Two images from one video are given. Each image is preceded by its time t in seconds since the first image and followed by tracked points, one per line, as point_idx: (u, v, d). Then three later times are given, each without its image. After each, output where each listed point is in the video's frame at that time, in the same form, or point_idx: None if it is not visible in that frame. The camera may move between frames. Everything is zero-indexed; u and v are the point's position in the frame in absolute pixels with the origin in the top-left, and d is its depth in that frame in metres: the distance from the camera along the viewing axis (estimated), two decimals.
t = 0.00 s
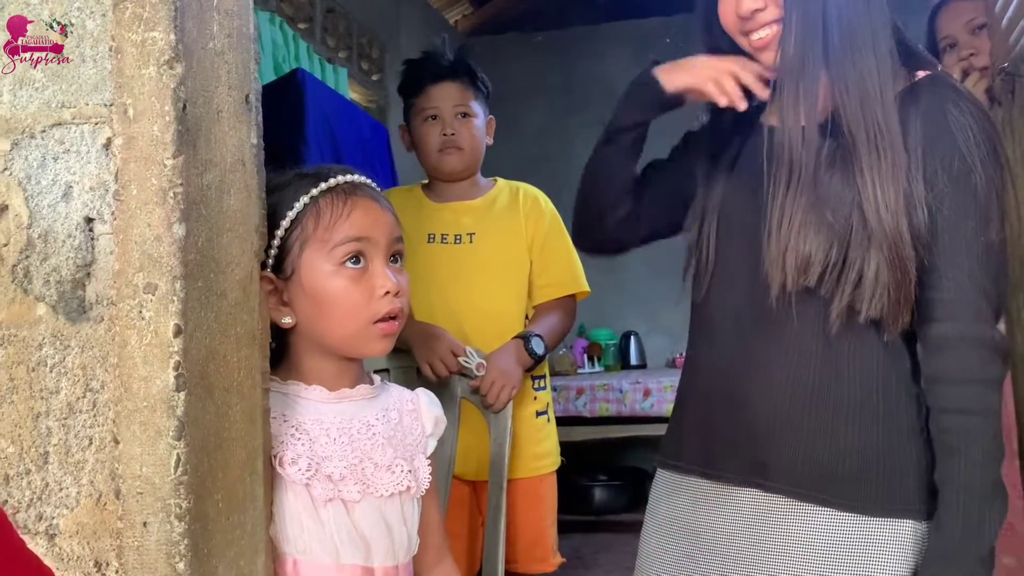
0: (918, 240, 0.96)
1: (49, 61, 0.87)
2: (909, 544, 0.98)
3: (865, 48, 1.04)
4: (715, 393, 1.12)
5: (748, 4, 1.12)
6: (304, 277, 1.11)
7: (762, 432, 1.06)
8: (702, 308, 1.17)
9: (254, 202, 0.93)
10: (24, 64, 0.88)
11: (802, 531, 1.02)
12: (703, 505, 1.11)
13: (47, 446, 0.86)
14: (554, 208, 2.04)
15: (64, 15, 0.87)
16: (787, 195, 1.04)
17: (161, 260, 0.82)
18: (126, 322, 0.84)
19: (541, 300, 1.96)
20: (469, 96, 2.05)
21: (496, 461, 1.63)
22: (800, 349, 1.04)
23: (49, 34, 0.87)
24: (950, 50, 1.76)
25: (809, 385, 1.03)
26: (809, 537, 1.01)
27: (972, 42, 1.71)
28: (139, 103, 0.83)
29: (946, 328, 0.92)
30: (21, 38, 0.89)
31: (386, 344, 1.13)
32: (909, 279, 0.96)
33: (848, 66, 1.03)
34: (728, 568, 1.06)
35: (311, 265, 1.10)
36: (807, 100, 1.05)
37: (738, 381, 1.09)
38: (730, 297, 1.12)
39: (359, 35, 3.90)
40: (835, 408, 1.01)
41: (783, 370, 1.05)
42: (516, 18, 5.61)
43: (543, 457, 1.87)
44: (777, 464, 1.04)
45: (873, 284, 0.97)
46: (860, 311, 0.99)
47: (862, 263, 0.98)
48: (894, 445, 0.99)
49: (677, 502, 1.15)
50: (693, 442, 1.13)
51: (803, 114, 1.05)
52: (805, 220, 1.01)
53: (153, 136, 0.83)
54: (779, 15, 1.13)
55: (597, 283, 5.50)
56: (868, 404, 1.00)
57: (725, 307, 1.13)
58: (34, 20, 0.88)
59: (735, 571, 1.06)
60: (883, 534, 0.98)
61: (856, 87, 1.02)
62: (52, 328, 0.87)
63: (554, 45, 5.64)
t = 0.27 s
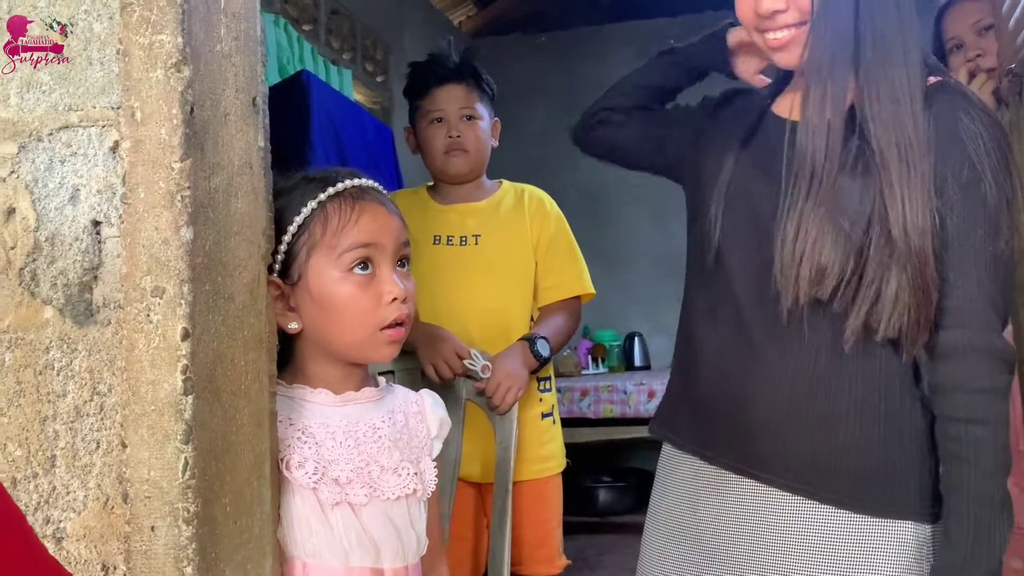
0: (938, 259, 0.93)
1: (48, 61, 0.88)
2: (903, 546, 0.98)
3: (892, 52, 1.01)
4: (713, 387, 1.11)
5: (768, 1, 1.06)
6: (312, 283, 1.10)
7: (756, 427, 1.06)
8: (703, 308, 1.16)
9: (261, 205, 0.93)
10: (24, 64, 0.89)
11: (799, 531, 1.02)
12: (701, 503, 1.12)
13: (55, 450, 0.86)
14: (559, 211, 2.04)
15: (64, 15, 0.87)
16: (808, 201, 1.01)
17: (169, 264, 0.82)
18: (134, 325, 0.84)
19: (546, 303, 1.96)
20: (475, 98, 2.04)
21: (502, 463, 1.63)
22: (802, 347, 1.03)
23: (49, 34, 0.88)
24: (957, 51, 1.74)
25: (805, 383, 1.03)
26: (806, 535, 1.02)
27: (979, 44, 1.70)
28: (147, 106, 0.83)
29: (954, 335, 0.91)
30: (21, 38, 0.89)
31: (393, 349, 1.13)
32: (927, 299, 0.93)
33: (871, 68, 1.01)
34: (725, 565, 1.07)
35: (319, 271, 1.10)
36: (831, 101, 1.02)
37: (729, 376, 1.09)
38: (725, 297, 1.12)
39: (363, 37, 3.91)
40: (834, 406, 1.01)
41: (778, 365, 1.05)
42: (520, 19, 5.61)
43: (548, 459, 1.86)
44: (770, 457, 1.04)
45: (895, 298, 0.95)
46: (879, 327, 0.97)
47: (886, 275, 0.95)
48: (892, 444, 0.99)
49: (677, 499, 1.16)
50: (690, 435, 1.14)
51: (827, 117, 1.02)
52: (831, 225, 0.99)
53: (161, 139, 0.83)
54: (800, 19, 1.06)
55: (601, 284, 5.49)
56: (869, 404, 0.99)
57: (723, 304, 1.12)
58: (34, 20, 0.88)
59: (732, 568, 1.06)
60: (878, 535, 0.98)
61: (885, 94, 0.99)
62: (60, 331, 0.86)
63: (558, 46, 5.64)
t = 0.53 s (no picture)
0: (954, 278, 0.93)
1: (49, 61, 0.88)
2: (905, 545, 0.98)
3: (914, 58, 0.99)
4: (716, 384, 1.11)
5: None
6: (320, 285, 1.11)
7: (758, 423, 1.06)
8: (700, 306, 1.16)
9: (266, 208, 0.93)
10: (24, 64, 0.89)
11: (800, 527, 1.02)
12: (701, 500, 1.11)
13: (61, 452, 0.86)
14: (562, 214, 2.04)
15: (64, 15, 0.88)
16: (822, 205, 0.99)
17: (174, 267, 0.82)
18: (140, 328, 0.84)
19: (549, 305, 1.96)
20: (478, 101, 2.05)
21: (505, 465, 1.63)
22: (802, 345, 1.03)
23: (49, 34, 0.88)
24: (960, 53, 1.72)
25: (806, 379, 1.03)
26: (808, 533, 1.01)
27: (982, 46, 1.69)
28: (152, 110, 0.84)
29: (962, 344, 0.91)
30: (21, 38, 0.89)
31: (400, 352, 1.13)
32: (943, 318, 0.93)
33: (886, 69, 1.00)
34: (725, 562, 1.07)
35: (327, 272, 1.10)
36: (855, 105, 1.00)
37: (728, 371, 1.09)
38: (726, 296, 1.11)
39: (366, 40, 3.91)
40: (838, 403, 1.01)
41: (781, 363, 1.04)
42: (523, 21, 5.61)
43: (551, 461, 1.86)
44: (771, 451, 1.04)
45: (910, 311, 0.94)
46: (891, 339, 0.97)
47: (904, 288, 0.95)
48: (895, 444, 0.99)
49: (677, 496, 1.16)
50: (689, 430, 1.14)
51: (847, 119, 1.00)
52: (849, 228, 0.97)
53: (167, 143, 0.83)
54: (808, 20, 1.05)
55: (603, 286, 5.49)
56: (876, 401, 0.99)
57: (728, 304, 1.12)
58: (35, 20, 0.89)
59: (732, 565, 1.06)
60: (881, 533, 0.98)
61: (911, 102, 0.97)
62: (65, 334, 0.87)
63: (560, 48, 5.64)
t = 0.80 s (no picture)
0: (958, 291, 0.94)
1: (49, 61, 0.88)
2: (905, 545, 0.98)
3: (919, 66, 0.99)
4: (712, 386, 1.10)
5: None
6: (319, 287, 1.11)
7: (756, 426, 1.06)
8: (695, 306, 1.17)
9: (266, 209, 0.93)
10: (24, 64, 0.89)
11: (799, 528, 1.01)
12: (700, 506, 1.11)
13: (60, 454, 0.86)
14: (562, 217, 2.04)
15: (64, 16, 0.88)
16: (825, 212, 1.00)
17: (174, 269, 0.82)
18: (139, 330, 0.84)
19: (549, 307, 1.96)
20: (479, 104, 2.05)
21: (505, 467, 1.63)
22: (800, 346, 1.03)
23: (49, 34, 0.88)
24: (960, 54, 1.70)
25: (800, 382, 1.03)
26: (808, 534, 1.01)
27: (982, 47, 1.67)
28: (152, 112, 0.84)
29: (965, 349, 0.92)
30: (21, 38, 0.89)
31: (397, 358, 1.13)
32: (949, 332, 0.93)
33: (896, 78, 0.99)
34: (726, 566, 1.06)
35: (327, 276, 1.11)
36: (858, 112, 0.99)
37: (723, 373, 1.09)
38: (719, 296, 1.11)
39: (367, 41, 3.92)
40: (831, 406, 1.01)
41: (777, 366, 1.04)
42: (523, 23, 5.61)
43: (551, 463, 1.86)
44: (768, 455, 1.04)
45: (913, 321, 0.95)
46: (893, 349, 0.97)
47: (910, 296, 0.95)
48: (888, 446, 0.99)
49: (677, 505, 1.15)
50: (688, 436, 1.13)
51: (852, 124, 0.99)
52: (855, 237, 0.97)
53: (166, 145, 0.83)
54: (801, 17, 1.01)
55: (603, 287, 5.49)
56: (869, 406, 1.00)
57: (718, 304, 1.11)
58: (35, 20, 0.89)
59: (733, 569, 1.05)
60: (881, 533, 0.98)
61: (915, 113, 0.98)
62: (65, 335, 0.87)
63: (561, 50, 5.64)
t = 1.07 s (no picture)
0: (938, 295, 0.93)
1: (49, 61, 0.88)
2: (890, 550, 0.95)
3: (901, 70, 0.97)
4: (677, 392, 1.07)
5: (742, 5, 0.99)
6: (320, 287, 1.11)
7: (735, 434, 1.01)
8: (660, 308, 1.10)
9: (263, 210, 0.93)
10: (24, 64, 0.89)
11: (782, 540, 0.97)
12: (676, 512, 1.06)
13: (57, 455, 0.86)
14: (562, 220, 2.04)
15: (65, 15, 0.88)
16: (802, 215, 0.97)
17: (170, 270, 0.82)
18: (136, 331, 0.84)
19: (547, 310, 1.96)
20: (479, 105, 2.05)
21: (503, 468, 1.63)
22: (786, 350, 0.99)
23: (49, 34, 0.88)
24: (958, 56, 1.69)
25: (778, 387, 0.99)
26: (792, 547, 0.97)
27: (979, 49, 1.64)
28: (149, 113, 0.84)
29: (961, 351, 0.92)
30: (21, 38, 0.89)
31: (397, 359, 1.13)
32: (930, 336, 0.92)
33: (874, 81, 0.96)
34: None
35: (328, 275, 1.11)
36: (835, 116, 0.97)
37: (696, 376, 1.05)
38: (687, 297, 1.06)
39: (365, 43, 3.92)
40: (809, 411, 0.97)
41: (749, 368, 1.01)
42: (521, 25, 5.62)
43: (550, 464, 1.86)
44: (748, 465, 1.00)
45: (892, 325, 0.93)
46: (876, 358, 0.94)
47: (892, 301, 0.93)
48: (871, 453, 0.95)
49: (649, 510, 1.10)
50: (659, 442, 1.08)
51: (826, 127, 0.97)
52: (841, 240, 0.94)
53: (163, 146, 0.83)
54: (769, 31, 0.99)
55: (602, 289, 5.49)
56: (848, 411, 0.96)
57: (687, 304, 1.06)
58: (35, 20, 0.89)
59: None
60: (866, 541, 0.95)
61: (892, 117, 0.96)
62: (62, 337, 0.87)
63: (559, 52, 5.64)
